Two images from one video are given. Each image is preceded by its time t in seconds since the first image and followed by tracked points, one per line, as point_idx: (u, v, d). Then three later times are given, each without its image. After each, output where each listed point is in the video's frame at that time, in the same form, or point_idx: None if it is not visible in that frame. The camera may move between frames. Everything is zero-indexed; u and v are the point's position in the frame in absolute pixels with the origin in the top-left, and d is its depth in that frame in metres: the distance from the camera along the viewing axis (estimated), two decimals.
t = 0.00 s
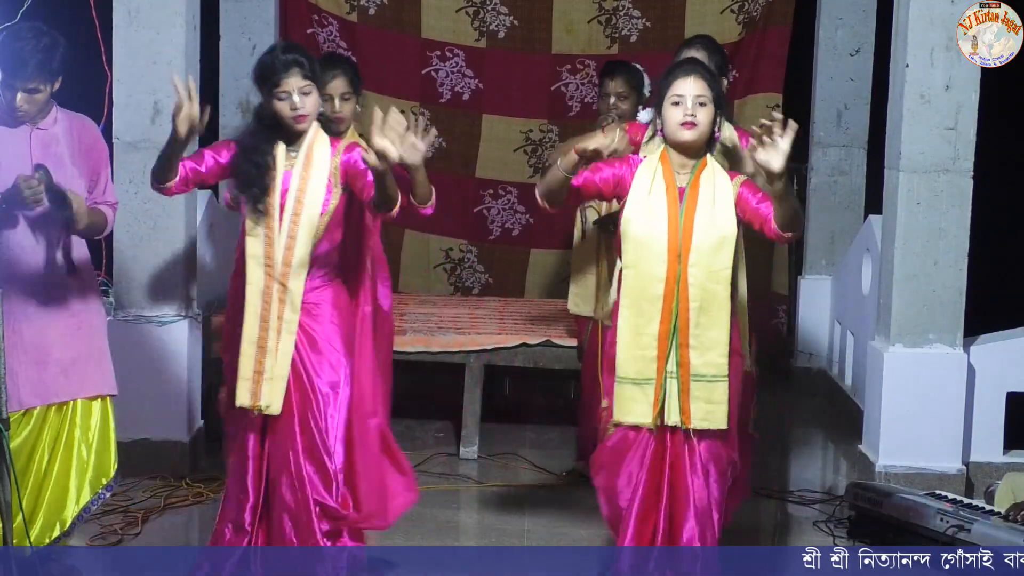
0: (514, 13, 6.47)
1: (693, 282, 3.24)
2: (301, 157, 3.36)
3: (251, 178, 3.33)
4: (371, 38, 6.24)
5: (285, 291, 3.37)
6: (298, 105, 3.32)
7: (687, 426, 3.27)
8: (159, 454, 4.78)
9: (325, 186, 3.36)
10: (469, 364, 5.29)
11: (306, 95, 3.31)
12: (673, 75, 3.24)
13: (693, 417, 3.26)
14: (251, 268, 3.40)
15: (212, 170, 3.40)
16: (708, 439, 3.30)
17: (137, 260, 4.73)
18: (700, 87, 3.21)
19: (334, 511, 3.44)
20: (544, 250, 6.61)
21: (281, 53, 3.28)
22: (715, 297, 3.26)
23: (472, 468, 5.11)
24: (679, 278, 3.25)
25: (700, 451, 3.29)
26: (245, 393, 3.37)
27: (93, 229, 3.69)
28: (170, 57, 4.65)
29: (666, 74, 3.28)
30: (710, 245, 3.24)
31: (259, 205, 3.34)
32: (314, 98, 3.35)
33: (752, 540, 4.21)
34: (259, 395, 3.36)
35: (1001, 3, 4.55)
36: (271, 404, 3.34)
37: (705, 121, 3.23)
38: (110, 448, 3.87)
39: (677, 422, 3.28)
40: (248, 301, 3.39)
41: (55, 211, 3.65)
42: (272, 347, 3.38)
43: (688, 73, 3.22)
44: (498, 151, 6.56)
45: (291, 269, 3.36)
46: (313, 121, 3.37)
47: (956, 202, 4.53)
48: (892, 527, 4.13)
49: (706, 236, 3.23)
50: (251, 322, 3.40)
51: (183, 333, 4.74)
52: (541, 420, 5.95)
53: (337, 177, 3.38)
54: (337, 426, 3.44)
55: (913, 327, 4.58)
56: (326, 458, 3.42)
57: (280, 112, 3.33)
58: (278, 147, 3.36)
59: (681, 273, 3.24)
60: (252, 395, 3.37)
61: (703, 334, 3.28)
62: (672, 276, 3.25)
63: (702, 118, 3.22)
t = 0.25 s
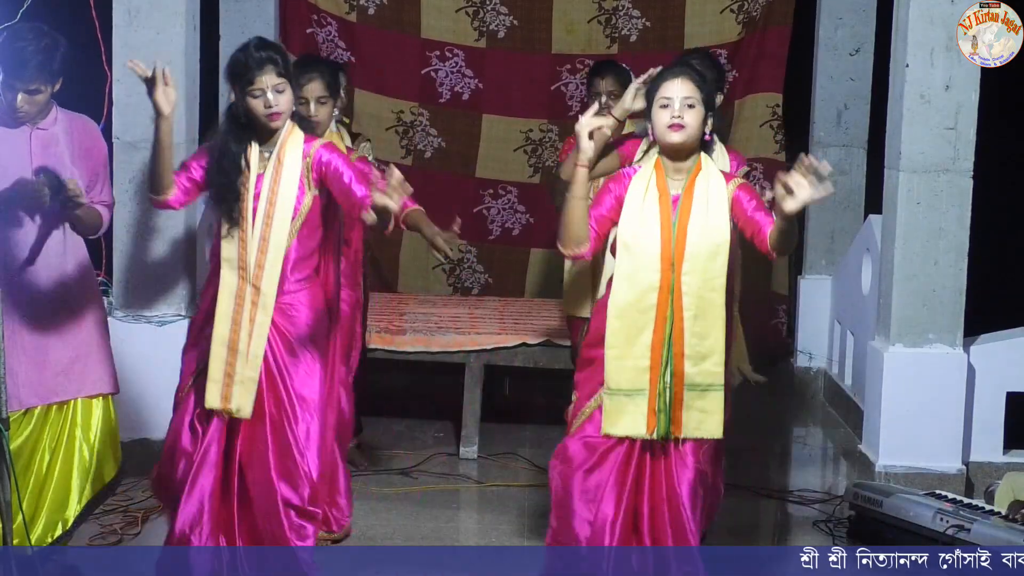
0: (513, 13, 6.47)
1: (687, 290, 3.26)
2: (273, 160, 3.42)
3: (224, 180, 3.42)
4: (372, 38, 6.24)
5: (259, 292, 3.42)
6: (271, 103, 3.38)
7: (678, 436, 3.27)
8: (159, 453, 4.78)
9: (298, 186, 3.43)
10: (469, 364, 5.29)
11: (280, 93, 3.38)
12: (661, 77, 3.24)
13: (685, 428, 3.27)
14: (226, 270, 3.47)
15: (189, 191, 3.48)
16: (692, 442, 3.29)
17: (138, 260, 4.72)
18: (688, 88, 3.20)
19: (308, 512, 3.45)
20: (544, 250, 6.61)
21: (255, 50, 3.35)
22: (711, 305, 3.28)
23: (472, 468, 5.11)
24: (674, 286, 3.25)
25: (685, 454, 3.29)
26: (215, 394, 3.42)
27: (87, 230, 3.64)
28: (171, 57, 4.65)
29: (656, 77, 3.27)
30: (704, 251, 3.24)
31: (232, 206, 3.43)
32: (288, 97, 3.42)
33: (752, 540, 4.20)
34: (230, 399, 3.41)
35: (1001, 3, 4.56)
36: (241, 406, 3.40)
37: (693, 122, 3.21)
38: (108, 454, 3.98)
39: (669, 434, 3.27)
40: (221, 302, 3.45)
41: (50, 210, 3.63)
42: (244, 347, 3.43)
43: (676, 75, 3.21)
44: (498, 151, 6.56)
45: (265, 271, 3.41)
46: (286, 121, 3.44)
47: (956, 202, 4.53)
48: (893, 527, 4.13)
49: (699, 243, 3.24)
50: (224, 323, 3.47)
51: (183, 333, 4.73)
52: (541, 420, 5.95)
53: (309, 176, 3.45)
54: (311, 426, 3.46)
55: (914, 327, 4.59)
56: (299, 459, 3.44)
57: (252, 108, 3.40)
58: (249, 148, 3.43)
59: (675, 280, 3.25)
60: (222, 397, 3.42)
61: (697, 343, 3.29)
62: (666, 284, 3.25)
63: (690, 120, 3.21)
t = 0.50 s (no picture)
0: (513, 13, 6.47)
1: (675, 286, 3.24)
2: (273, 162, 3.43)
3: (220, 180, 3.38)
4: (371, 39, 6.25)
5: (258, 299, 3.41)
6: (264, 108, 3.37)
7: (661, 431, 3.26)
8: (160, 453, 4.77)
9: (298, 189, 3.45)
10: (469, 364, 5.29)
11: (272, 99, 3.36)
12: (662, 83, 3.22)
13: (668, 423, 3.26)
14: (222, 277, 3.40)
15: (170, 184, 3.46)
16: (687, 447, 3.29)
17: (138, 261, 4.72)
18: (688, 99, 3.20)
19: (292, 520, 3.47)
20: (544, 250, 6.60)
21: (247, 56, 3.33)
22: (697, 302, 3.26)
23: (471, 468, 5.11)
24: (661, 281, 3.24)
25: (681, 459, 3.29)
26: (218, 404, 3.36)
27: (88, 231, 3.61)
28: (171, 57, 4.65)
29: (652, 83, 3.25)
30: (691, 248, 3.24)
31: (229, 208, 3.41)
32: (280, 102, 3.40)
33: (753, 540, 4.20)
34: (232, 407, 3.36)
35: (1001, 3, 4.55)
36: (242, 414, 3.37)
37: (689, 134, 3.22)
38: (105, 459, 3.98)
39: (651, 430, 3.27)
40: (220, 309, 3.40)
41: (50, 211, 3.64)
42: (244, 354, 3.40)
43: (675, 82, 3.21)
44: (498, 151, 6.56)
45: (265, 279, 3.41)
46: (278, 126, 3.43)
47: (956, 202, 4.53)
48: (893, 527, 4.13)
49: (687, 238, 3.23)
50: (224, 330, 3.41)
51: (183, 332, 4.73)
52: (540, 420, 5.95)
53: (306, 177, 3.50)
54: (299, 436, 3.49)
55: (914, 327, 4.59)
56: (284, 468, 3.46)
57: (245, 114, 3.38)
58: (244, 152, 3.43)
59: (663, 274, 3.23)
60: (224, 407, 3.36)
61: (683, 340, 3.27)
62: (654, 279, 3.23)
63: (687, 131, 3.21)
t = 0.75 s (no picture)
0: (513, 13, 6.48)
1: (687, 296, 3.16)
2: (274, 167, 3.26)
3: (232, 187, 3.25)
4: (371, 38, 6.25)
5: (272, 300, 3.29)
6: (272, 104, 3.23)
7: (676, 440, 3.22)
8: (159, 453, 4.77)
9: (301, 192, 3.27)
10: (468, 363, 5.29)
11: (282, 96, 3.23)
12: (662, 79, 3.18)
13: (683, 431, 3.21)
14: (234, 281, 3.30)
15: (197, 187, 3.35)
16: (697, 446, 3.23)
17: (137, 261, 4.72)
18: (689, 89, 3.14)
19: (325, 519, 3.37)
20: (544, 250, 6.61)
21: (258, 54, 3.20)
22: (710, 311, 3.18)
23: (471, 468, 5.10)
24: (673, 291, 3.16)
25: (691, 457, 3.23)
26: (245, 406, 3.29)
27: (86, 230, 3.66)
28: (170, 57, 4.65)
29: (655, 79, 3.20)
30: (703, 257, 3.16)
31: (238, 211, 3.26)
32: (290, 99, 3.26)
33: (752, 540, 4.20)
34: (261, 408, 3.29)
35: (1001, 3, 4.56)
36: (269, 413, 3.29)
37: (697, 123, 3.15)
38: (110, 451, 3.94)
39: (666, 437, 3.22)
40: (235, 316, 3.30)
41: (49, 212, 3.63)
42: (264, 355, 3.30)
43: (678, 76, 3.16)
44: (498, 151, 6.56)
45: (276, 278, 3.27)
46: (288, 124, 3.28)
47: (956, 202, 4.53)
48: (893, 527, 4.13)
49: (699, 247, 3.15)
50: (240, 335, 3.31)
51: (183, 333, 4.73)
52: (540, 420, 5.94)
53: (310, 183, 3.28)
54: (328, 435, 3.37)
55: (914, 327, 4.59)
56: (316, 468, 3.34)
57: (252, 112, 3.24)
58: (250, 155, 3.27)
59: (675, 285, 3.16)
60: (253, 409, 3.29)
61: (695, 348, 3.20)
62: (665, 289, 3.16)
63: (693, 122, 3.14)
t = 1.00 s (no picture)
0: (513, 13, 6.48)
1: (692, 278, 3.23)
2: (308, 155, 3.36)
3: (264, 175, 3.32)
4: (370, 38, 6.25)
5: (296, 289, 3.36)
6: (303, 105, 3.24)
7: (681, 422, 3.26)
8: (159, 454, 4.78)
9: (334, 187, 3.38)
10: (468, 363, 5.29)
11: (312, 97, 3.23)
12: (675, 76, 3.23)
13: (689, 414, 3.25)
14: (262, 267, 3.39)
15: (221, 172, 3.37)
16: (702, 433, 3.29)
17: (137, 261, 4.72)
18: (703, 87, 3.20)
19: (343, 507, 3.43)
20: (544, 251, 6.60)
21: (285, 56, 3.18)
22: (715, 295, 3.24)
23: (471, 468, 5.10)
24: (678, 272, 3.24)
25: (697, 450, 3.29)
26: (256, 389, 3.39)
27: (89, 230, 3.66)
28: (170, 57, 4.65)
29: (668, 76, 3.26)
30: (709, 243, 3.23)
31: (269, 200, 3.35)
32: (321, 99, 3.26)
33: (752, 540, 4.20)
34: (267, 392, 3.37)
35: (1001, 3, 4.56)
36: (277, 400, 3.35)
37: (711, 121, 3.21)
38: (107, 446, 3.90)
39: (673, 421, 3.27)
40: (260, 299, 3.39)
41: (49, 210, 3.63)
42: (285, 343, 3.37)
43: (692, 72, 3.21)
44: (498, 151, 6.56)
45: (302, 267, 3.36)
46: (318, 121, 3.32)
47: (956, 202, 4.53)
48: (893, 527, 4.13)
49: (704, 231, 3.22)
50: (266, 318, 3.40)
51: (183, 333, 4.73)
52: (540, 420, 5.95)
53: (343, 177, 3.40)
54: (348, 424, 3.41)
55: (913, 327, 4.59)
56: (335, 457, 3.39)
57: (286, 112, 3.26)
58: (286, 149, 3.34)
59: (680, 266, 3.24)
60: (261, 393, 3.38)
61: (701, 331, 3.26)
62: (671, 271, 3.24)
63: (708, 118, 3.21)
